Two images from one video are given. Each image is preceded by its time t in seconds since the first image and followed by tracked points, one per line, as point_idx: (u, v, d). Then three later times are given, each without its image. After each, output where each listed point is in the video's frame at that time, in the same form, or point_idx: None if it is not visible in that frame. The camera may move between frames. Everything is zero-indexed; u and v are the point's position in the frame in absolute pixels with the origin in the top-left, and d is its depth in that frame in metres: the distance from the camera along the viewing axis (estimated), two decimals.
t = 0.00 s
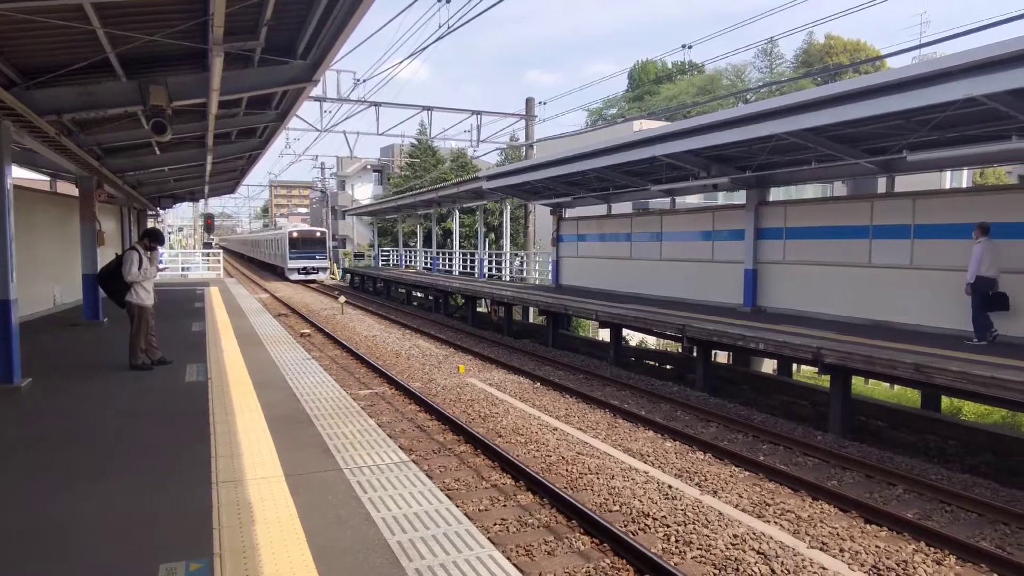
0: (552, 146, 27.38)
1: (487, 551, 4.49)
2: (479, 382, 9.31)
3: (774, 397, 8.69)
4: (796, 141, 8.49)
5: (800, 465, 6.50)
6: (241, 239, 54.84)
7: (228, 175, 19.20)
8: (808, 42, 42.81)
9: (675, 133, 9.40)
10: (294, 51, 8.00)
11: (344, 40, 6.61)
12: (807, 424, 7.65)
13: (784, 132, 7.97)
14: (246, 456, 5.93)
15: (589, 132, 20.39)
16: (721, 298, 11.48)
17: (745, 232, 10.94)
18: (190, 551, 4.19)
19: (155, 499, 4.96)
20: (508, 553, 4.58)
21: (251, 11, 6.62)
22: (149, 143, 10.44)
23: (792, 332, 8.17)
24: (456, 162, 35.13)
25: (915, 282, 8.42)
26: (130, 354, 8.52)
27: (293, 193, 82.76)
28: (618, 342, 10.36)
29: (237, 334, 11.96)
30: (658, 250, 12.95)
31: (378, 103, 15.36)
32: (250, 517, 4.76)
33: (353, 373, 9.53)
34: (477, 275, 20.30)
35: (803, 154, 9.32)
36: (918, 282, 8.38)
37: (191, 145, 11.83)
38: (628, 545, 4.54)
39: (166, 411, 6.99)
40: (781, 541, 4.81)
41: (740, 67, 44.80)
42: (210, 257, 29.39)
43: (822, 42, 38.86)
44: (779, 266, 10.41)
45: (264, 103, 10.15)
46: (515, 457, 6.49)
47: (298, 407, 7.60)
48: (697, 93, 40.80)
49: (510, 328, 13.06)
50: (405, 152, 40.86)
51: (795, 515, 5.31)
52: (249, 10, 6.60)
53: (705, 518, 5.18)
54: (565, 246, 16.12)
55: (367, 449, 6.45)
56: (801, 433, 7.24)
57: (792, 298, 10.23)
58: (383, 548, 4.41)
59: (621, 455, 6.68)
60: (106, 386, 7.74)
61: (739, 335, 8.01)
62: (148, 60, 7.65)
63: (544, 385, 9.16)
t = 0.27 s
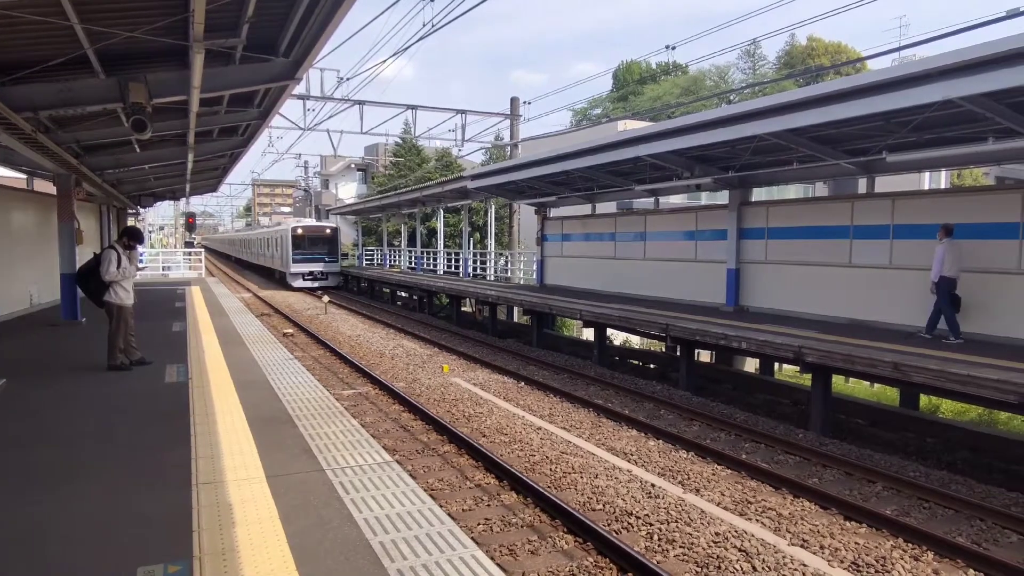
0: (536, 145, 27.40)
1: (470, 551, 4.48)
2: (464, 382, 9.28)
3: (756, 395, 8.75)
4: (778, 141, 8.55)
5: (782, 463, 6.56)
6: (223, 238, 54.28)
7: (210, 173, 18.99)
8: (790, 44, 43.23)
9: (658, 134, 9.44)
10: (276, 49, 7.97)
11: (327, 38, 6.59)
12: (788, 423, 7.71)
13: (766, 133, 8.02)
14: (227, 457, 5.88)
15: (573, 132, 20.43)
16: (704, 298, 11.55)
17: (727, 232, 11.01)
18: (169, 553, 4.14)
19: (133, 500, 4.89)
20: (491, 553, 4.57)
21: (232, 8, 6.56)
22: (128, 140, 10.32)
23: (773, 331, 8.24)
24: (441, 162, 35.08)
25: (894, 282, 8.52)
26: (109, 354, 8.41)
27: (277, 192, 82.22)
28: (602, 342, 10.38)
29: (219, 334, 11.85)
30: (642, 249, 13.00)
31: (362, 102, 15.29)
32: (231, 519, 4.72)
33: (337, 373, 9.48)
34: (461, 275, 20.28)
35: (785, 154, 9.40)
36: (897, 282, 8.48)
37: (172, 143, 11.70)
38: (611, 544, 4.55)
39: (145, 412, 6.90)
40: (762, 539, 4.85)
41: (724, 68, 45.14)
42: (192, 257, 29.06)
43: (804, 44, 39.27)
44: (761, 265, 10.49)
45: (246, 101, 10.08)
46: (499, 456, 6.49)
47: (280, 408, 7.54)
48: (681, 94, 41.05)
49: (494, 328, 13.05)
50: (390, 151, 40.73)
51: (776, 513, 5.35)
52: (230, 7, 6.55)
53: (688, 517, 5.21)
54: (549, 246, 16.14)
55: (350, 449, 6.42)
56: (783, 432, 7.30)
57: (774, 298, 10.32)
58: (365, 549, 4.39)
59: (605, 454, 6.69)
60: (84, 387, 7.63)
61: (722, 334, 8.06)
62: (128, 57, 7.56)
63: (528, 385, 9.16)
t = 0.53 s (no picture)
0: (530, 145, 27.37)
1: (464, 551, 4.47)
2: (459, 382, 9.26)
3: (750, 394, 8.77)
4: (772, 141, 8.57)
5: (776, 462, 6.57)
6: (219, 239, 53.95)
7: (203, 172, 18.91)
8: (784, 45, 43.39)
9: (653, 133, 9.45)
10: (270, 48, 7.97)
11: (322, 36, 6.59)
12: (783, 422, 7.72)
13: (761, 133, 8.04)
14: (221, 457, 5.85)
15: (568, 131, 20.44)
16: (698, 297, 11.56)
17: (721, 232, 11.03)
18: (161, 554, 4.12)
19: (126, 501, 4.87)
20: (486, 552, 4.57)
21: (225, 6, 6.55)
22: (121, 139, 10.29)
23: (767, 331, 8.25)
24: (435, 161, 35.07)
25: (888, 282, 8.55)
26: (101, 354, 8.37)
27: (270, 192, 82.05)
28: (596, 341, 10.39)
29: (212, 333, 11.80)
30: (637, 249, 13.01)
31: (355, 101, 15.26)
32: (223, 519, 4.70)
33: (331, 373, 9.44)
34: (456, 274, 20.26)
35: (779, 154, 9.42)
36: (891, 282, 8.51)
37: (165, 142, 11.66)
38: (605, 543, 4.55)
39: (138, 412, 6.87)
40: (756, 538, 4.86)
41: (718, 68, 45.25)
42: (185, 256, 28.95)
43: (798, 45, 39.42)
44: (755, 265, 10.51)
45: (240, 100, 10.05)
46: (494, 456, 6.48)
47: (274, 407, 7.51)
48: (675, 94, 41.12)
49: (488, 328, 13.04)
50: (384, 151, 40.66)
51: (771, 511, 5.36)
52: (223, 6, 6.53)
53: (682, 515, 5.22)
54: (544, 246, 16.14)
55: (344, 449, 6.41)
56: (777, 431, 7.32)
57: (768, 298, 10.34)
58: (358, 549, 4.37)
59: (600, 453, 6.69)
60: (75, 387, 7.58)
61: (717, 334, 8.07)
62: (120, 55, 7.52)
63: (523, 385, 9.15)
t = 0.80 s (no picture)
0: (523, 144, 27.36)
1: (455, 551, 4.47)
2: (451, 381, 9.25)
3: (742, 394, 8.80)
4: (764, 141, 8.60)
5: (767, 461, 6.59)
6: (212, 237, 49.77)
7: (194, 171, 18.82)
8: (776, 45, 43.57)
9: (646, 133, 9.45)
10: (261, 46, 7.94)
11: (313, 35, 6.57)
12: (774, 421, 7.76)
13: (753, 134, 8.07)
14: (211, 458, 5.83)
15: (560, 131, 20.45)
16: (690, 297, 11.59)
17: (713, 231, 11.06)
18: (150, 555, 4.10)
19: (115, 502, 4.84)
20: (477, 552, 4.56)
21: (216, 4, 6.51)
22: (111, 137, 10.22)
23: (759, 330, 8.28)
24: (428, 160, 35.04)
25: (878, 282, 8.59)
26: (91, 354, 8.32)
27: (263, 191, 81.72)
28: (589, 341, 10.39)
29: (203, 333, 11.74)
30: (629, 249, 13.03)
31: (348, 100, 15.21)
32: (213, 519, 4.68)
33: (323, 373, 9.42)
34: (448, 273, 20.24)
35: (770, 155, 9.45)
36: (881, 281, 8.56)
37: (155, 140, 11.59)
38: (597, 543, 4.56)
39: (127, 412, 6.83)
40: (747, 536, 4.87)
41: (710, 68, 45.39)
42: (177, 255, 28.81)
43: (789, 45, 39.61)
44: (747, 265, 10.55)
45: (231, 99, 10.01)
46: (486, 455, 6.47)
47: (265, 408, 7.48)
48: (668, 94, 41.21)
49: (481, 327, 13.03)
50: (377, 150, 40.58)
51: (761, 510, 5.38)
52: (214, 4, 6.50)
53: (673, 514, 5.23)
54: (536, 245, 16.14)
55: (335, 449, 6.39)
56: (768, 429, 7.35)
57: (760, 297, 10.38)
58: (348, 550, 4.36)
59: (593, 453, 6.69)
60: (64, 387, 7.53)
61: (709, 333, 8.09)
62: (110, 54, 7.48)
63: (516, 385, 9.15)
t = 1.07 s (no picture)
0: (517, 144, 27.35)
1: (450, 551, 4.47)
2: (445, 381, 9.24)
3: (735, 393, 8.82)
4: (758, 142, 8.62)
5: (761, 460, 6.60)
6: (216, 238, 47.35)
7: (187, 171, 18.75)
8: (769, 46, 43.73)
9: (640, 133, 9.47)
10: (255, 45, 7.93)
11: (307, 34, 6.56)
12: (767, 421, 7.78)
13: (747, 134, 8.09)
14: (204, 458, 5.81)
15: (554, 131, 20.47)
16: (684, 297, 11.62)
17: (707, 232, 11.09)
18: (142, 556, 4.08)
19: (106, 502, 4.82)
20: (472, 552, 4.56)
21: (209, 3, 6.49)
22: (104, 136, 10.18)
23: (752, 330, 8.30)
24: (422, 160, 35.03)
25: (871, 282, 8.63)
26: (83, 354, 8.28)
27: (256, 190, 81.48)
28: (584, 341, 10.40)
29: (197, 333, 11.70)
30: (624, 249, 13.05)
31: (342, 99, 15.17)
32: (206, 520, 4.65)
33: (317, 373, 9.40)
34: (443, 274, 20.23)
35: (764, 155, 9.48)
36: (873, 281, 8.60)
37: (148, 139, 11.54)
38: (591, 542, 4.56)
39: (120, 412, 6.80)
40: (740, 535, 4.89)
41: (704, 68, 45.52)
42: (170, 254, 28.71)
43: (783, 46, 39.78)
44: (741, 265, 10.57)
45: (224, 98, 9.98)
46: (480, 455, 6.47)
47: (258, 408, 7.45)
48: (662, 94, 41.29)
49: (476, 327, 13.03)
50: (371, 149, 40.53)
51: (755, 509, 5.39)
52: (207, 3, 6.48)
53: (667, 514, 5.24)
54: (531, 245, 16.15)
55: (328, 449, 6.38)
56: (762, 429, 7.37)
57: (753, 297, 10.40)
58: (342, 550, 4.35)
59: (587, 453, 6.69)
60: (56, 387, 7.49)
61: (703, 333, 8.11)
62: (102, 52, 7.45)
63: (510, 385, 9.15)
